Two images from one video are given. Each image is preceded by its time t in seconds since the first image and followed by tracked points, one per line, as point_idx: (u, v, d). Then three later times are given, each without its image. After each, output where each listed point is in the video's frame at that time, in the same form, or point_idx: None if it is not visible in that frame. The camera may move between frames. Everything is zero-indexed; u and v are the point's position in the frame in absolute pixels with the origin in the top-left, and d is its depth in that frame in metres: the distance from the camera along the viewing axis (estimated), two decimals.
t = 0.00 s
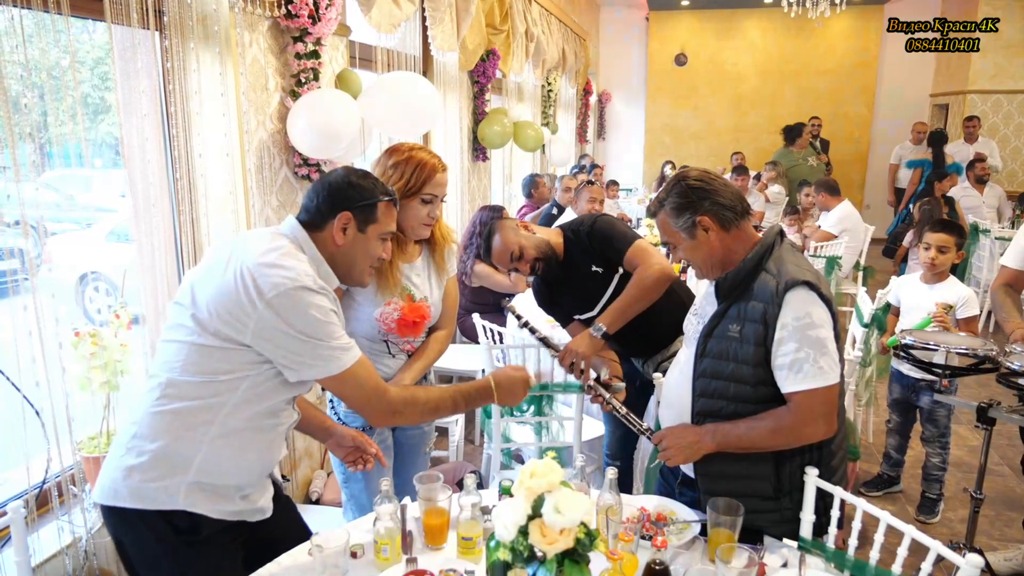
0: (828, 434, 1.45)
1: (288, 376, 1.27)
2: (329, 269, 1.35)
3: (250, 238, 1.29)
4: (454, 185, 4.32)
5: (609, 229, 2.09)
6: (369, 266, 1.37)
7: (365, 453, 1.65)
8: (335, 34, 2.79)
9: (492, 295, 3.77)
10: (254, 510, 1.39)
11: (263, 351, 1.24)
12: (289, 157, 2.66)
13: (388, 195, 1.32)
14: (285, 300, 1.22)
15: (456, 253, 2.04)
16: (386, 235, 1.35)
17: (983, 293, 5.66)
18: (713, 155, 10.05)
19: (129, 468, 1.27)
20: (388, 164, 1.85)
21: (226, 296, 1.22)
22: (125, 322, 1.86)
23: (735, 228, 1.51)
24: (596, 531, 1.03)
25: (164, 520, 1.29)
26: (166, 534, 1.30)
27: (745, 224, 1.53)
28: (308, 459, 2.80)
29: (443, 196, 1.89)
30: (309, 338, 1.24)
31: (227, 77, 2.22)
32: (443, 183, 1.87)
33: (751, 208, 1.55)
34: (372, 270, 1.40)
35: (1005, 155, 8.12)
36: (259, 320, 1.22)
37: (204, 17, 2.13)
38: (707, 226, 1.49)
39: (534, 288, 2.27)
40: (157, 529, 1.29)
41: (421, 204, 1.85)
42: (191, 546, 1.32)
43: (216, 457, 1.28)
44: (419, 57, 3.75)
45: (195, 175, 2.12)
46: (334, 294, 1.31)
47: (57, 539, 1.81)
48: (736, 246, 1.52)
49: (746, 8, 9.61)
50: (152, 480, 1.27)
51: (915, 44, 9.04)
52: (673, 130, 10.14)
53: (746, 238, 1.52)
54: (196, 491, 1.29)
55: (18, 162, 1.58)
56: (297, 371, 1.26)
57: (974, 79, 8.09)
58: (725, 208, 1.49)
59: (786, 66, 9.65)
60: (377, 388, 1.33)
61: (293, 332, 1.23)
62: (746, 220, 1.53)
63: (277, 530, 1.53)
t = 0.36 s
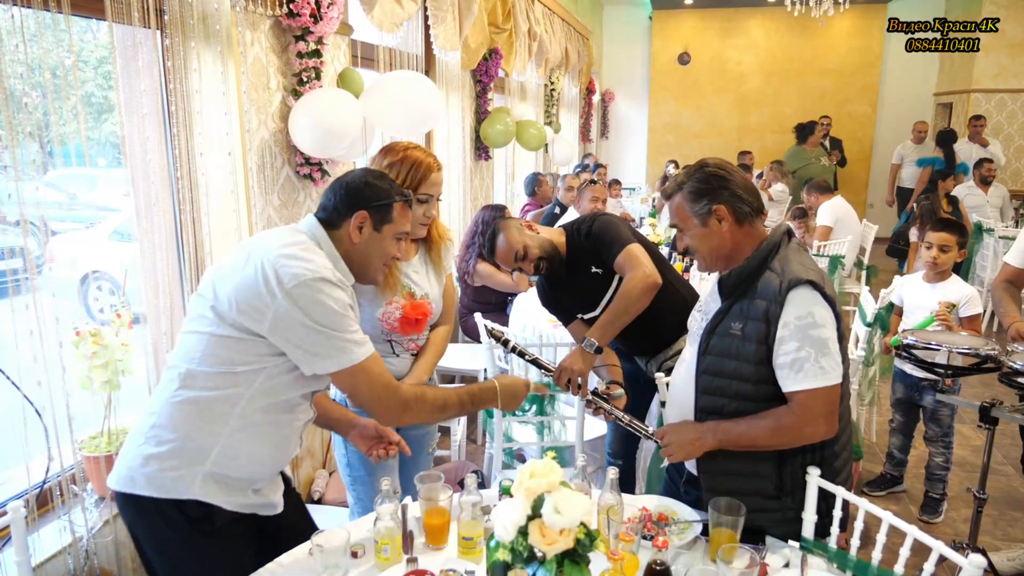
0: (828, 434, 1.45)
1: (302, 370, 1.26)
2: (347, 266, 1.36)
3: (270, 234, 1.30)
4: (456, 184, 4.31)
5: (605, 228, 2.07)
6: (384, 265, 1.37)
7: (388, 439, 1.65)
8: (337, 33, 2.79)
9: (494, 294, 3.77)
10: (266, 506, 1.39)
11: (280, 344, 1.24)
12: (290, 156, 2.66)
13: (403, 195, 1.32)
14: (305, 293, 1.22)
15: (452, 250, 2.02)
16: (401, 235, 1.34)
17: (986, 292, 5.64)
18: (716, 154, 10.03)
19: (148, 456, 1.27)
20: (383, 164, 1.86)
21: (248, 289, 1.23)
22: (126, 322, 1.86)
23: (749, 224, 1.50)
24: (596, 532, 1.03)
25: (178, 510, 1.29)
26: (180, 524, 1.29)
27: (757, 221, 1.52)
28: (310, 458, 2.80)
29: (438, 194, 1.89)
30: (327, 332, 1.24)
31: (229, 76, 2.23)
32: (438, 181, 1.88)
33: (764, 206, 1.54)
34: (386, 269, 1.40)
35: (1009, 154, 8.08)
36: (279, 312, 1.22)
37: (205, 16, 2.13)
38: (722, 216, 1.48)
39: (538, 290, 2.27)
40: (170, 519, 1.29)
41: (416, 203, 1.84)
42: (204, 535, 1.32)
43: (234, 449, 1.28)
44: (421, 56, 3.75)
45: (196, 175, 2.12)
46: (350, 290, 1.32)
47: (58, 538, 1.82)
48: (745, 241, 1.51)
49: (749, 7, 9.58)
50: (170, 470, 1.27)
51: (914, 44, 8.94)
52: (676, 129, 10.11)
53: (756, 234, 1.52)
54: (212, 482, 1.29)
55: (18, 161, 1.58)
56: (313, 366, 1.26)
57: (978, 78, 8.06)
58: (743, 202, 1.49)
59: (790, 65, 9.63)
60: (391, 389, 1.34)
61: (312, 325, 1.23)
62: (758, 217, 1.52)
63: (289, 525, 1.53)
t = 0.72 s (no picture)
0: (827, 434, 1.44)
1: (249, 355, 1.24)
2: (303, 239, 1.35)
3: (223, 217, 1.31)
4: (456, 184, 4.31)
5: (606, 235, 2.07)
6: (328, 239, 1.35)
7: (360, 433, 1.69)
8: (336, 32, 2.79)
9: (494, 294, 3.77)
10: (249, 501, 1.39)
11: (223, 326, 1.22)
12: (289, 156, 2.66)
13: (355, 166, 1.29)
14: (246, 268, 1.21)
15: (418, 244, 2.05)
16: (350, 210, 1.31)
17: (987, 291, 5.63)
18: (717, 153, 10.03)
19: (123, 451, 1.29)
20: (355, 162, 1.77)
21: (194, 271, 1.23)
22: (126, 321, 1.87)
23: (763, 221, 1.51)
24: (596, 531, 1.03)
25: (154, 508, 1.30)
26: (156, 523, 1.31)
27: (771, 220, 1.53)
28: (309, 458, 2.81)
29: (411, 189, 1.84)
30: (268, 309, 1.21)
31: (229, 75, 2.23)
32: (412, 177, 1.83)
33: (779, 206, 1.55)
34: (334, 245, 1.37)
35: (1009, 153, 8.08)
36: (220, 290, 1.21)
37: (205, 15, 2.13)
38: (738, 209, 1.49)
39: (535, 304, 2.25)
40: (148, 519, 1.30)
41: (392, 202, 1.79)
42: (181, 535, 1.33)
43: (210, 442, 1.29)
44: (421, 55, 3.75)
45: (196, 174, 2.12)
46: (300, 270, 1.30)
47: (58, 537, 1.81)
48: (753, 237, 1.51)
49: (750, 6, 9.57)
50: (144, 464, 1.28)
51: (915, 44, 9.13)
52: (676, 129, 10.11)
53: (766, 233, 1.52)
54: (189, 476, 1.30)
55: (18, 160, 1.58)
56: (256, 346, 1.22)
57: (978, 77, 8.06)
58: (761, 199, 1.49)
59: (790, 64, 9.63)
60: (324, 383, 1.25)
61: (253, 301, 1.21)
62: (773, 217, 1.53)
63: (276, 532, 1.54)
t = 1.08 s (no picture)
0: (827, 436, 1.44)
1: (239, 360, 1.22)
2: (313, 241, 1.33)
3: (234, 213, 1.30)
4: (455, 183, 4.32)
5: (604, 240, 2.09)
6: (355, 243, 1.36)
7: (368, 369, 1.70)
8: (336, 32, 2.79)
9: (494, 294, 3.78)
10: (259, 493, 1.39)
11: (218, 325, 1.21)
12: (288, 156, 2.66)
13: (385, 175, 1.30)
14: (242, 269, 1.19)
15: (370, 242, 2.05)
16: (378, 215, 1.33)
17: (986, 290, 5.64)
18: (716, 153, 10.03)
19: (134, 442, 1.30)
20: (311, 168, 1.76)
21: (196, 263, 1.23)
22: (126, 321, 1.86)
23: (773, 221, 1.51)
24: (595, 529, 1.03)
25: (161, 499, 1.30)
26: (160, 514, 1.31)
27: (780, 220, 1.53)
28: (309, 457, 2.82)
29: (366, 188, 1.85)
30: (259, 313, 1.19)
31: (228, 75, 2.23)
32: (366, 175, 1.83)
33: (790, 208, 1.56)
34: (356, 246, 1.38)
35: (1008, 153, 8.09)
36: (216, 287, 1.20)
37: (205, 15, 2.13)
38: (753, 205, 1.48)
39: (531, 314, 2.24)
40: (154, 506, 1.30)
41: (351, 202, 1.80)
42: (186, 527, 1.33)
43: (211, 437, 1.29)
44: (421, 55, 3.75)
45: (195, 174, 2.12)
46: (298, 275, 1.27)
47: (59, 536, 1.82)
48: (760, 236, 1.51)
49: (749, 6, 9.58)
50: (153, 455, 1.29)
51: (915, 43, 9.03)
52: (676, 128, 10.11)
53: (774, 232, 1.52)
54: (194, 469, 1.30)
55: (18, 160, 1.58)
56: (243, 350, 1.20)
57: (977, 77, 8.06)
58: (774, 198, 1.49)
59: (789, 64, 9.63)
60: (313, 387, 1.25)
61: (245, 304, 1.19)
62: (782, 220, 1.53)
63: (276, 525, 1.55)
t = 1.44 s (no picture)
0: (827, 438, 1.45)
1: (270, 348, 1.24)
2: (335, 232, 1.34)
3: (258, 204, 1.31)
4: (456, 183, 4.32)
5: (603, 239, 2.08)
6: (355, 240, 1.36)
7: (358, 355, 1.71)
8: (336, 32, 2.80)
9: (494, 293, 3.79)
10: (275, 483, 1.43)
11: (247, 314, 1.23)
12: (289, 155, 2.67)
13: (403, 181, 1.29)
14: (270, 259, 1.20)
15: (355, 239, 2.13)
16: (384, 219, 1.32)
17: (985, 290, 5.65)
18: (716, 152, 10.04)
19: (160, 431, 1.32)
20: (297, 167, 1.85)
21: (224, 254, 1.24)
22: (127, 320, 1.86)
23: (775, 222, 1.51)
24: (595, 528, 1.04)
25: (186, 488, 1.34)
26: (184, 502, 1.34)
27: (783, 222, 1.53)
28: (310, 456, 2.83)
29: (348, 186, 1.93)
30: (288, 301, 1.20)
31: (230, 75, 2.24)
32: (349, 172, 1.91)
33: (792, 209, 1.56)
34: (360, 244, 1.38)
35: (1008, 153, 8.10)
36: (247, 277, 1.21)
37: (206, 15, 2.14)
38: (757, 206, 1.49)
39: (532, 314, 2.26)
40: (176, 495, 1.34)
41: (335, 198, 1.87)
42: (209, 515, 1.37)
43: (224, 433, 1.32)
44: (421, 55, 3.75)
45: (196, 175, 2.12)
46: (326, 264, 1.28)
47: (60, 535, 1.82)
48: (762, 237, 1.52)
49: (749, 5, 9.59)
50: (180, 445, 1.31)
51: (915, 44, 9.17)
52: (676, 128, 10.11)
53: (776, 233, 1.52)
54: (220, 458, 1.33)
55: (21, 159, 1.59)
56: (273, 338, 1.21)
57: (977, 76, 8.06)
58: (777, 199, 1.49)
59: (789, 63, 9.64)
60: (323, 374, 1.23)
61: (275, 293, 1.20)
62: (784, 220, 1.53)
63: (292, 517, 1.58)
